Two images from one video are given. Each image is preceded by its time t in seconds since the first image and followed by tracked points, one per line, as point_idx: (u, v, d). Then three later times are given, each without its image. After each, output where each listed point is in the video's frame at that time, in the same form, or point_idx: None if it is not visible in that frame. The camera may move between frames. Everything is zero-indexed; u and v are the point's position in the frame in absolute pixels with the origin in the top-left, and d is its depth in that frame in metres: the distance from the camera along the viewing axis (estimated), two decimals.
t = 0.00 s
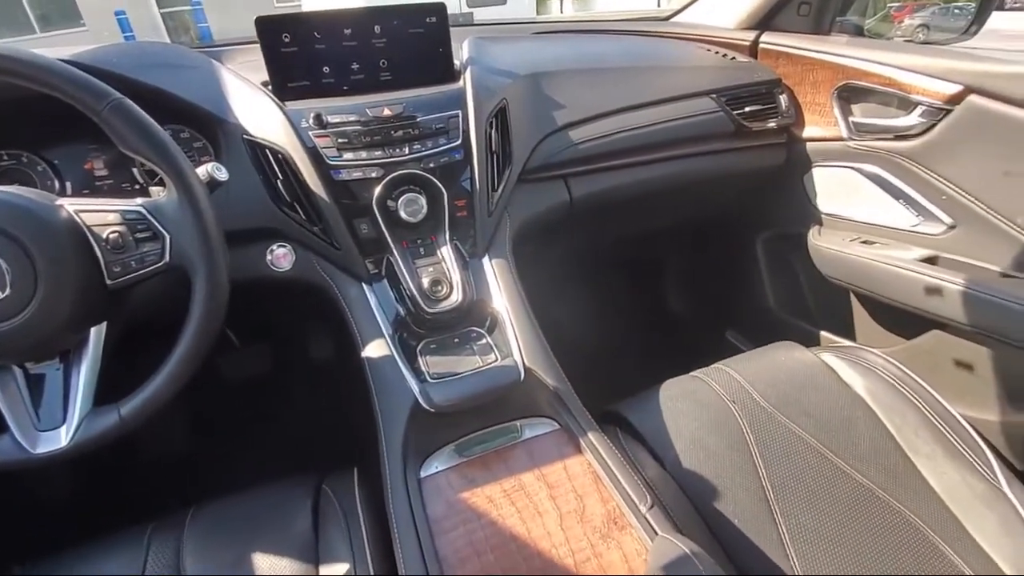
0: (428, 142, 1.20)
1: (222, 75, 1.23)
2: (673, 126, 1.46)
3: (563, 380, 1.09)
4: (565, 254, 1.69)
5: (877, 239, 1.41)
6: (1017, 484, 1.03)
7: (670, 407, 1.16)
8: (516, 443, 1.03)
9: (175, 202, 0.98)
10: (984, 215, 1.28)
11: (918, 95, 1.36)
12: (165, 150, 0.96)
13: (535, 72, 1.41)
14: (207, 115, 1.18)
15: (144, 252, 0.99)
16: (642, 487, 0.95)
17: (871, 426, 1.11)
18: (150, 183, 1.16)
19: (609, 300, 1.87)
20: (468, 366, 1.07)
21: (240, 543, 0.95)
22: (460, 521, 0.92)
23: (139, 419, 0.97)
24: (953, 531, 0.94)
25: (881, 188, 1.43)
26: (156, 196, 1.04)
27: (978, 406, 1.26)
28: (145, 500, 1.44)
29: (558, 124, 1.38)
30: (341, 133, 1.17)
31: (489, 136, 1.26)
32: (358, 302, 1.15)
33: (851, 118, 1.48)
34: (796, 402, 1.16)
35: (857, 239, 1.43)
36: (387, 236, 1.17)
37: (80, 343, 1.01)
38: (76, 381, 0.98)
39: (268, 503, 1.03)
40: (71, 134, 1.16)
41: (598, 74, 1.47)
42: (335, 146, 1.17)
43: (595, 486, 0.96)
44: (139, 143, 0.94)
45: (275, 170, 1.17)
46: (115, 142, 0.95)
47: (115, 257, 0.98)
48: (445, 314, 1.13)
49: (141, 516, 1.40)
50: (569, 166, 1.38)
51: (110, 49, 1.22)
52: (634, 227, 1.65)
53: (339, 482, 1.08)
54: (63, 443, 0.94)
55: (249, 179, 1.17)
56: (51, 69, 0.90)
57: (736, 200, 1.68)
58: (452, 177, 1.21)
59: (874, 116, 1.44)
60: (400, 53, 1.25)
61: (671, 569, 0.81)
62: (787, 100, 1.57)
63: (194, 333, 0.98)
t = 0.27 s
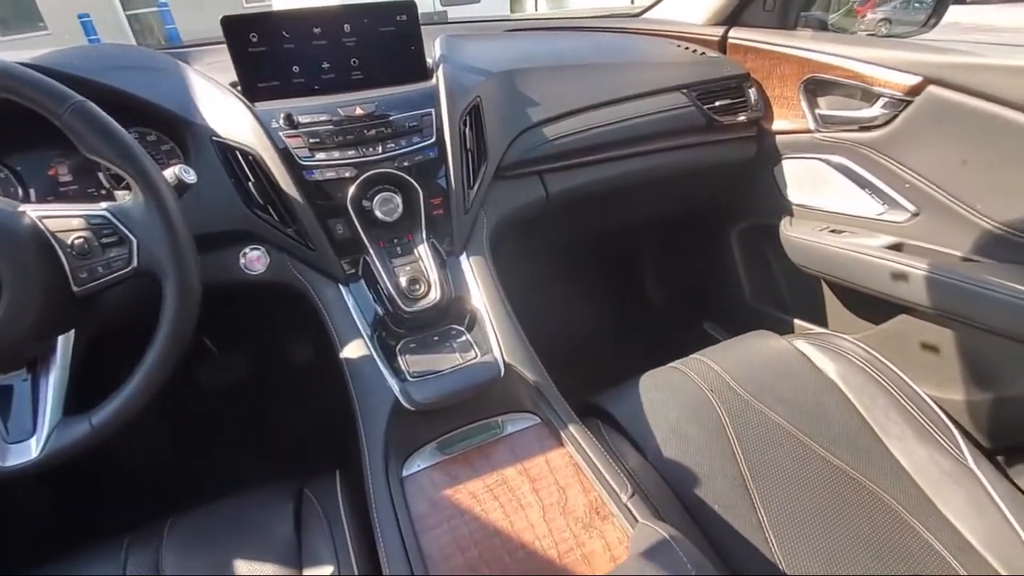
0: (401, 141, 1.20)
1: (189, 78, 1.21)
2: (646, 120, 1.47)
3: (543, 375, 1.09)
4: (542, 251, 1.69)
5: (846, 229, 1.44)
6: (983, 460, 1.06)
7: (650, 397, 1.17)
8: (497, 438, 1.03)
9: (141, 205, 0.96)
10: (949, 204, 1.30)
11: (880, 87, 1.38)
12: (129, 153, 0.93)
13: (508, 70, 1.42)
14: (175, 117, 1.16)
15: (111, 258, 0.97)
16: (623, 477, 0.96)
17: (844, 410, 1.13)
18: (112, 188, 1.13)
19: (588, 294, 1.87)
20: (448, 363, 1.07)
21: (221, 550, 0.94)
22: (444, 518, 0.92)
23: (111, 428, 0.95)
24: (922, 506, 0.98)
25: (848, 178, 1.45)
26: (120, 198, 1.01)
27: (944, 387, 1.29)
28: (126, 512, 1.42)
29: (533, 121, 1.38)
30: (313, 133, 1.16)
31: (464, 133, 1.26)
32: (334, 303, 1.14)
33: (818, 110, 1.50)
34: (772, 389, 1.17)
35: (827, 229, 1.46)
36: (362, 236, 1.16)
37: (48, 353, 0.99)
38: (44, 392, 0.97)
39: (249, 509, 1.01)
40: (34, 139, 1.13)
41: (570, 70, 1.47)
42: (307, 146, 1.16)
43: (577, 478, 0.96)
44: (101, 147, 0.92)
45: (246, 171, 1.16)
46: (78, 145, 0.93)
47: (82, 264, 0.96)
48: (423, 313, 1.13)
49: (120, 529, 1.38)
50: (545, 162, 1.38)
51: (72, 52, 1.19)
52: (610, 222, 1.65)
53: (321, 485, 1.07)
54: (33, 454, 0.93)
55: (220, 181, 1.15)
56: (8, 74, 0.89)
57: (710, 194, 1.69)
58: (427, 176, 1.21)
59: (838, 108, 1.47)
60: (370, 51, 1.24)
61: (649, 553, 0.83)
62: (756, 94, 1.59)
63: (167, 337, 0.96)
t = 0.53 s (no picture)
0: (368, 139, 1.18)
1: (148, 77, 1.18)
2: (615, 117, 1.47)
3: (518, 372, 1.09)
4: (514, 250, 1.68)
5: (811, 221, 1.46)
6: (945, 441, 1.07)
7: (624, 392, 1.17)
8: (472, 438, 1.02)
9: (94, 208, 0.93)
10: (905, 195, 1.33)
11: (838, 82, 1.40)
12: (83, 156, 0.90)
13: (476, 68, 1.41)
14: (132, 118, 1.13)
15: (64, 264, 0.96)
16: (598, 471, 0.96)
17: (813, 397, 1.14)
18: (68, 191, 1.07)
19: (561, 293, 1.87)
20: (421, 364, 1.06)
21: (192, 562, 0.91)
22: (420, 519, 0.91)
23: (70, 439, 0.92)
24: (888, 488, 1.00)
25: (812, 172, 1.47)
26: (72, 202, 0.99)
27: (906, 371, 1.32)
28: (98, 526, 1.38)
29: (502, 118, 1.37)
30: (277, 133, 1.14)
31: (433, 131, 1.25)
32: (303, 306, 1.12)
33: (781, 105, 1.51)
34: (743, 378, 1.18)
35: (792, 222, 1.47)
36: (331, 236, 1.15)
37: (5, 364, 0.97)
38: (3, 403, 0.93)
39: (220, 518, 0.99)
40: None
41: (538, 67, 1.47)
42: (271, 146, 1.13)
43: (553, 474, 0.96)
44: (54, 148, 0.89)
45: (208, 173, 1.13)
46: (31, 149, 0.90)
47: (35, 271, 0.95)
48: (395, 313, 1.11)
49: (85, 542, 1.34)
50: (515, 160, 1.38)
51: (25, 52, 1.15)
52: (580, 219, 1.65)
53: (295, 491, 1.04)
54: None
55: (181, 184, 1.13)
56: None
57: (680, 190, 1.70)
58: (397, 175, 1.19)
59: (800, 103, 1.48)
60: (335, 49, 1.22)
61: (625, 543, 0.83)
62: (722, 90, 1.60)
63: (127, 344, 0.94)
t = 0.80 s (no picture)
0: (336, 141, 1.16)
1: (106, 82, 1.15)
2: (586, 114, 1.46)
3: (496, 373, 1.07)
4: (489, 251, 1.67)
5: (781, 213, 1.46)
6: (914, 425, 1.07)
7: (603, 389, 1.16)
8: (451, 441, 1.00)
9: (47, 218, 0.91)
10: (873, 186, 1.34)
11: (804, 77, 1.41)
12: (34, 164, 0.87)
13: (446, 68, 1.39)
14: (90, 125, 1.10)
15: (19, 277, 0.93)
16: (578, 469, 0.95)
17: (787, 387, 1.15)
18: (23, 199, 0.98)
19: (538, 292, 1.86)
20: (397, 367, 1.04)
21: None
22: (398, 525, 0.89)
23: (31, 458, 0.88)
24: (862, 474, 1.00)
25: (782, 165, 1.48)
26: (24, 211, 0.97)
27: (876, 358, 1.33)
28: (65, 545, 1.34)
29: (474, 117, 1.36)
30: (241, 136, 1.12)
31: (402, 131, 1.23)
32: (272, 312, 1.09)
33: (749, 100, 1.52)
34: (718, 371, 1.18)
35: (762, 215, 1.48)
36: (301, 241, 1.12)
37: None
38: None
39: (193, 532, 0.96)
40: None
41: (508, 66, 1.46)
42: (235, 149, 1.11)
43: (533, 474, 0.95)
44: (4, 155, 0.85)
45: (171, 178, 1.10)
46: None
47: None
48: (369, 316, 1.09)
49: (53, 562, 1.30)
50: (488, 159, 1.36)
51: None
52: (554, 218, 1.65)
53: (271, 501, 1.02)
54: None
55: (142, 190, 1.10)
56: None
57: (653, 187, 1.70)
58: (368, 177, 1.18)
59: (768, 97, 1.49)
60: (299, 49, 1.20)
61: (604, 540, 0.82)
62: (692, 87, 1.60)
63: (88, 356, 0.91)
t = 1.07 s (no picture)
0: (308, 142, 1.14)
1: (68, 84, 1.12)
2: (560, 114, 1.46)
3: (475, 375, 1.06)
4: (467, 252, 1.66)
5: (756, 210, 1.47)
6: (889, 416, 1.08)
7: (584, 388, 1.15)
8: (431, 444, 0.98)
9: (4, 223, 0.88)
10: (845, 182, 1.35)
11: (775, 75, 1.42)
12: None
13: (421, 68, 1.38)
14: (51, 128, 1.07)
15: None
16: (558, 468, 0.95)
17: (764, 381, 1.15)
18: None
19: (518, 294, 1.85)
20: (375, 371, 1.03)
21: None
22: (377, 531, 0.87)
23: None
24: (839, 466, 1.00)
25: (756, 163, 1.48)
26: None
27: (850, 350, 1.34)
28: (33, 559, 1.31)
29: (449, 117, 1.35)
30: (210, 138, 1.09)
31: (376, 131, 1.22)
32: (245, 317, 1.07)
33: (722, 98, 1.52)
34: (697, 367, 1.18)
35: (738, 211, 1.48)
36: (273, 244, 1.10)
37: None
38: None
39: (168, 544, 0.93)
40: None
41: (482, 65, 1.45)
42: (203, 152, 1.08)
43: (513, 476, 0.94)
44: None
45: (136, 183, 1.08)
46: None
47: None
48: (345, 320, 1.08)
49: None
50: (464, 158, 1.35)
51: None
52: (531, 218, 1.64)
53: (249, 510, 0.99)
54: None
55: (107, 195, 1.07)
56: None
57: (630, 186, 1.70)
58: (341, 178, 1.15)
59: (743, 95, 1.50)
60: (269, 49, 1.18)
61: (585, 539, 0.82)
62: (667, 86, 1.60)
63: (50, 365, 0.88)
